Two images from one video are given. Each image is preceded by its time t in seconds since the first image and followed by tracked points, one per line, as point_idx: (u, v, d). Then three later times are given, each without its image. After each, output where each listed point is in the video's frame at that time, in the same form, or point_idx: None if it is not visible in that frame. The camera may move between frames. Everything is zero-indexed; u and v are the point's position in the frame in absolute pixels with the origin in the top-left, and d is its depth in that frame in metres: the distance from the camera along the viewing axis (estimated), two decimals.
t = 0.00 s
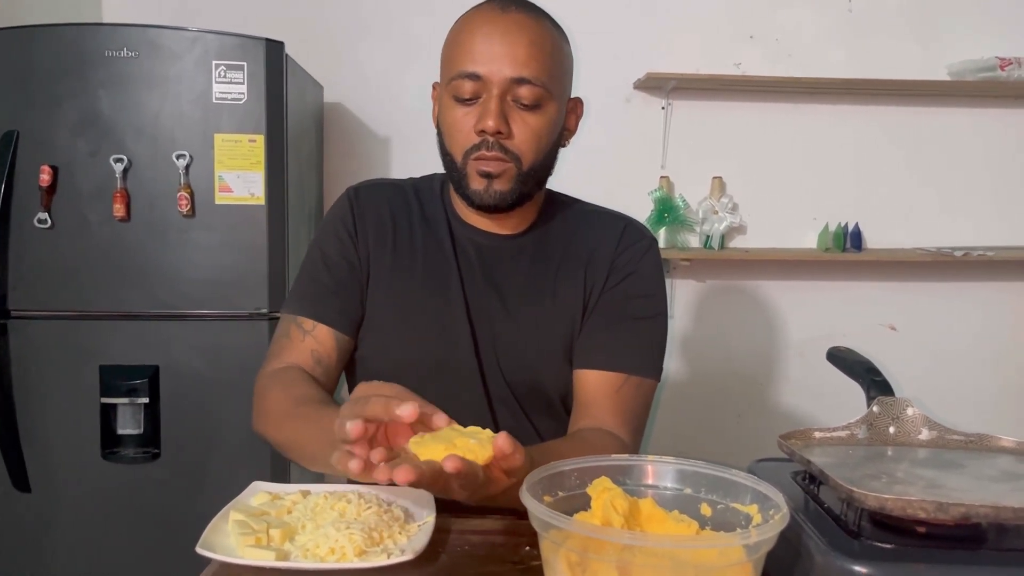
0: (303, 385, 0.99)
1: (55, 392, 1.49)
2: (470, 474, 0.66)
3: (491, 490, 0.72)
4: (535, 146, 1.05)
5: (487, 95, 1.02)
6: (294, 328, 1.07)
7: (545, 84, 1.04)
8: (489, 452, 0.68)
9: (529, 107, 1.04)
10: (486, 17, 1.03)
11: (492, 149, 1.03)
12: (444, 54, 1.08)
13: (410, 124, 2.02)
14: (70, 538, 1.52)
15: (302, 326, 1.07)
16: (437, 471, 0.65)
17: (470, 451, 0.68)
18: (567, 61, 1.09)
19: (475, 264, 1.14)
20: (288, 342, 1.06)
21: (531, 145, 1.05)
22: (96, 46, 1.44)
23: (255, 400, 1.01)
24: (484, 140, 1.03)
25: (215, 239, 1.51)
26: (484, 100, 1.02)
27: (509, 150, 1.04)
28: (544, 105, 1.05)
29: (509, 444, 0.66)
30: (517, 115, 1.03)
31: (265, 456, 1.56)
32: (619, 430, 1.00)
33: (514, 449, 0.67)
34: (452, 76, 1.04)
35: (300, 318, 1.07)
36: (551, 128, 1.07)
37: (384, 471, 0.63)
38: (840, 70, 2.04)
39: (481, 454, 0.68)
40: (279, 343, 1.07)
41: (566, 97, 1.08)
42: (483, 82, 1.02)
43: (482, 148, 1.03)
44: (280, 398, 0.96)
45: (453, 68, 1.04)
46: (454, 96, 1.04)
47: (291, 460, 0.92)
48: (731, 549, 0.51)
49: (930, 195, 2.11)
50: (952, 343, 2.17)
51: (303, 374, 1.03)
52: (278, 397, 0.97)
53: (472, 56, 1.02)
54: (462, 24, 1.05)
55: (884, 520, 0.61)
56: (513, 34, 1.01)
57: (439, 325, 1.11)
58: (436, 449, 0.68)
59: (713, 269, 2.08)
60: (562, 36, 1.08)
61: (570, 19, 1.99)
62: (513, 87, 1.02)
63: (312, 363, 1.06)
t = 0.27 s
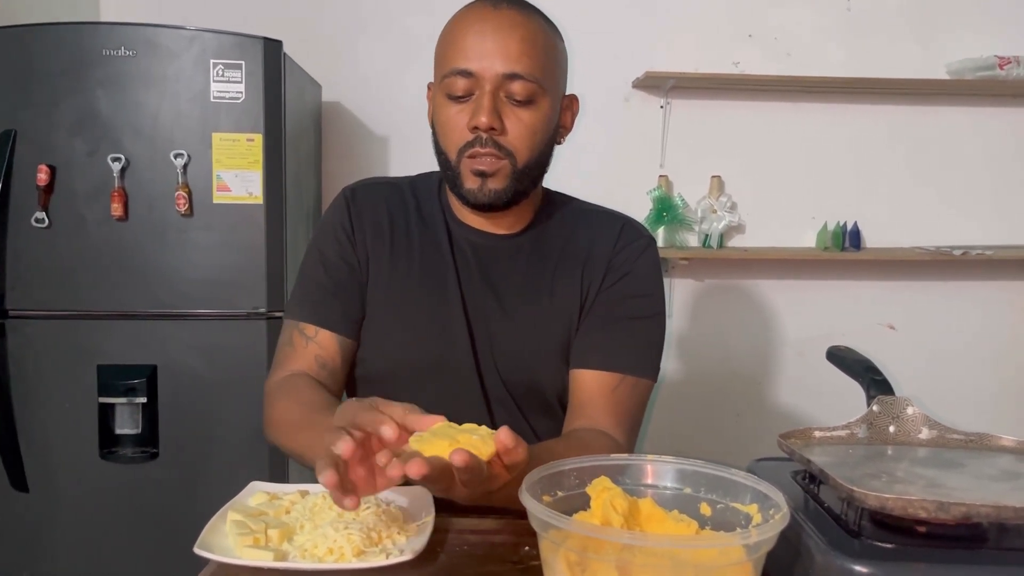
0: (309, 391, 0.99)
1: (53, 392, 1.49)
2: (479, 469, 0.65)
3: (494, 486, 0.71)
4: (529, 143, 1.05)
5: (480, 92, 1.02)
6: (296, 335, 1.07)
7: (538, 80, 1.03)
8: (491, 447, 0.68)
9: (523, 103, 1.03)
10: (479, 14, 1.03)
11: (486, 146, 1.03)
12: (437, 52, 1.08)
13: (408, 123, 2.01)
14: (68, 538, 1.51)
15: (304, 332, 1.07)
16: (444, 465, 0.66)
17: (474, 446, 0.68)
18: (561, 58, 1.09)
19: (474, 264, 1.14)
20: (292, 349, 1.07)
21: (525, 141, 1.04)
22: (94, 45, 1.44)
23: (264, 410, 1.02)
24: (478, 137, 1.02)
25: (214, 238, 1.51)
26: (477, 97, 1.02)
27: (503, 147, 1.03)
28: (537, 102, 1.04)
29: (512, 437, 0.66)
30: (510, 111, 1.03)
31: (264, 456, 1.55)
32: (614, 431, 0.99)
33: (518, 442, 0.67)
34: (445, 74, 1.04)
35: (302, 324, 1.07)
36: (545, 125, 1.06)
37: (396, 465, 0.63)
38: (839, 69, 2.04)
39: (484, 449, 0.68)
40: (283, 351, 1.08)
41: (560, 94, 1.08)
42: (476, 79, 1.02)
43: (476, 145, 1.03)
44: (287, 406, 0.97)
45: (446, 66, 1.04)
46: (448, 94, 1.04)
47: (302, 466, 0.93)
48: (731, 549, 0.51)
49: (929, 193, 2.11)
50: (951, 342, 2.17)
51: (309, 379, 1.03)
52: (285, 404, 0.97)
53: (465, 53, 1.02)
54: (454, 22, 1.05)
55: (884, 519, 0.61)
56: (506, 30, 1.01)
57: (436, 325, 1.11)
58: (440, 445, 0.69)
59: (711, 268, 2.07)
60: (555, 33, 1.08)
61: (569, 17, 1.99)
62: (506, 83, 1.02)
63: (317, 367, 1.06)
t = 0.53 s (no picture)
0: (313, 388, 0.99)
1: (50, 391, 1.48)
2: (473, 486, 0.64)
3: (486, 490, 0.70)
4: (524, 139, 1.04)
5: (473, 88, 1.01)
6: (298, 333, 1.06)
7: (532, 76, 1.03)
8: (487, 459, 0.67)
9: (516, 99, 1.03)
10: (471, 10, 1.03)
11: (480, 143, 1.02)
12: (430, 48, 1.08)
13: (406, 122, 2.01)
14: (64, 538, 1.51)
15: (306, 330, 1.06)
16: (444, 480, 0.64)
17: (471, 460, 0.66)
18: (555, 54, 1.09)
19: (470, 262, 1.14)
20: (294, 347, 1.06)
21: (519, 138, 1.04)
22: (90, 43, 1.43)
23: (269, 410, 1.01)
24: (472, 133, 1.02)
25: (210, 236, 1.50)
26: (470, 93, 1.02)
27: (497, 143, 1.03)
28: (531, 98, 1.04)
29: (506, 447, 0.66)
30: (504, 107, 1.03)
31: (261, 455, 1.55)
32: (607, 432, 0.99)
33: (511, 453, 0.67)
34: (438, 70, 1.03)
35: (302, 322, 1.07)
36: (539, 122, 1.06)
37: (395, 486, 0.61)
38: (837, 67, 2.04)
39: (480, 460, 0.67)
40: (285, 348, 1.07)
41: (554, 90, 1.08)
42: (469, 75, 1.01)
43: (470, 142, 1.02)
44: (293, 405, 0.96)
45: (439, 62, 1.04)
46: (441, 90, 1.03)
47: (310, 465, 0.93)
48: (730, 547, 0.51)
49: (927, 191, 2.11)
50: (950, 341, 2.17)
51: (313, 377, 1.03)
52: (291, 404, 0.96)
53: (458, 50, 1.01)
54: (447, 18, 1.05)
55: (882, 517, 0.61)
56: (498, 26, 1.01)
57: (433, 323, 1.11)
58: (436, 459, 0.65)
59: (709, 266, 2.07)
60: (550, 29, 1.07)
61: (567, 15, 1.99)
62: (499, 79, 1.01)
63: (320, 365, 1.06)
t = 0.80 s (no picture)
0: (309, 387, 0.98)
1: (47, 391, 1.48)
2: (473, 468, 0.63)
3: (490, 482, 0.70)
4: (526, 138, 1.04)
5: (476, 87, 1.01)
6: (295, 333, 1.06)
7: (535, 75, 1.03)
8: (486, 443, 0.67)
9: (519, 99, 1.03)
10: (474, 8, 1.03)
11: (482, 142, 1.02)
12: (432, 47, 1.07)
13: (404, 121, 2.01)
14: (62, 538, 1.50)
15: (303, 330, 1.06)
16: (444, 462, 0.63)
17: (470, 443, 0.66)
18: (558, 53, 1.08)
19: (470, 261, 1.14)
20: (291, 347, 1.06)
21: (521, 137, 1.04)
22: (88, 41, 1.42)
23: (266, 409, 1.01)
24: (474, 132, 1.02)
25: (208, 236, 1.50)
26: (473, 92, 1.01)
27: (499, 142, 1.03)
28: (534, 97, 1.04)
29: (507, 435, 0.64)
30: (506, 106, 1.02)
31: (259, 455, 1.55)
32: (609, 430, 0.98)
33: (513, 442, 0.66)
34: (441, 69, 1.03)
35: (300, 321, 1.07)
36: (541, 121, 1.06)
37: (396, 472, 0.59)
38: (836, 67, 2.03)
39: (480, 445, 0.67)
40: (282, 349, 1.07)
41: (557, 89, 1.08)
42: (472, 74, 1.01)
43: (472, 140, 1.02)
44: (288, 404, 0.96)
45: (442, 61, 1.03)
46: (443, 89, 1.03)
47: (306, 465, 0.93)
48: (728, 548, 0.51)
49: (926, 190, 2.10)
50: (949, 340, 2.17)
51: (309, 376, 1.02)
52: (286, 403, 0.96)
53: (461, 48, 1.01)
54: (450, 17, 1.05)
55: (882, 518, 0.61)
56: (502, 25, 1.01)
57: (431, 323, 1.10)
58: (435, 442, 0.67)
59: (708, 265, 2.07)
60: (552, 28, 1.07)
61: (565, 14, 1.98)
62: (502, 79, 1.01)
63: (317, 365, 1.05)
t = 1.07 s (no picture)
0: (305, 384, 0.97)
1: (46, 390, 1.47)
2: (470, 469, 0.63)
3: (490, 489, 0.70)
4: (529, 136, 1.04)
5: (481, 84, 1.01)
6: (292, 327, 1.06)
7: (539, 73, 1.03)
8: (485, 448, 0.68)
9: (523, 97, 1.02)
10: (479, 6, 1.02)
11: (486, 139, 1.02)
12: (436, 44, 1.07)
13: (404, 120, 2.00)
14: (61, 537, 1.50)
15: (301, 324, 1.06)
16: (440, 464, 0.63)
17: (469, 446, 0.67)
18: (561, 52, 1.08)
19: (471, 259, 1.13)
20: (288, 342, 1.05)
21: (525, 135, 1.04)
22: (86, 40, 1.42)
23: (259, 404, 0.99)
24: (478, 129, 1.01)
25: (207, 234, 1.50)
26: (478, 90, 1.01)
27: (503, 140, 1.03)
28: (538, 95, 1.04)
29: (505, 442, 0.65)
30: (511, 104, 1.02)
31: (258, 454, 1.55)
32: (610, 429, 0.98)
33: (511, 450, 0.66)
34: (445, 66, 1.03)
35: (297, 315, 1.06)
36: (544, 119, 1.06)
37: (390, 477, 0.58)
38: (835, 66, 2.03)
39: (478, 450, 0.67)
40: (279, 344, 1.06)
41: (560, 88, 1.07)
42: (477, 71, 1.01)
43: (476, 138, 1.02)
44: (282, 400, 0.95)
45: (447, 58, 1.03)
46: (448, 86, 1.03)
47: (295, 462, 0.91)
48: (727, 547, 0.50)
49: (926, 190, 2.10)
50: (948, 339, 2.17)
51: (304, 372, 1.01)
52: (281, 399, 0.95)
53: (466, 46, 1.01)
54: (455, 14, 1.04)
55: (881, 517, 0.61)
56: (507, 23, 1.00)
57: (431, 322, 1.10)
58: (433, 445, 0.67)
59: (707, 264, 2.07)
60: (556, 27, 1.07)
61: (565, 13, 1.98)
62: (507, 77, 1.01)
63: (314, 361, 1.04)
